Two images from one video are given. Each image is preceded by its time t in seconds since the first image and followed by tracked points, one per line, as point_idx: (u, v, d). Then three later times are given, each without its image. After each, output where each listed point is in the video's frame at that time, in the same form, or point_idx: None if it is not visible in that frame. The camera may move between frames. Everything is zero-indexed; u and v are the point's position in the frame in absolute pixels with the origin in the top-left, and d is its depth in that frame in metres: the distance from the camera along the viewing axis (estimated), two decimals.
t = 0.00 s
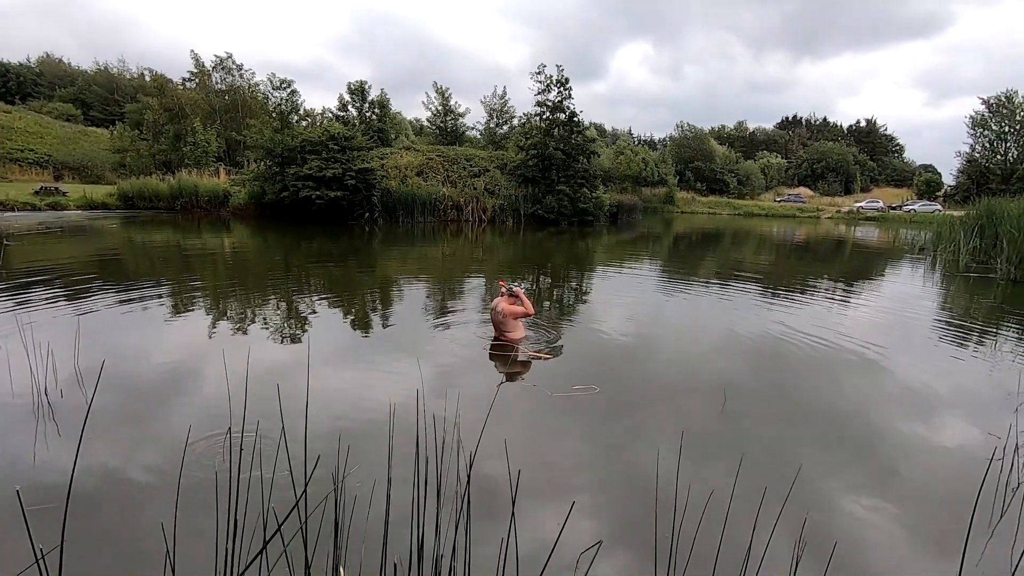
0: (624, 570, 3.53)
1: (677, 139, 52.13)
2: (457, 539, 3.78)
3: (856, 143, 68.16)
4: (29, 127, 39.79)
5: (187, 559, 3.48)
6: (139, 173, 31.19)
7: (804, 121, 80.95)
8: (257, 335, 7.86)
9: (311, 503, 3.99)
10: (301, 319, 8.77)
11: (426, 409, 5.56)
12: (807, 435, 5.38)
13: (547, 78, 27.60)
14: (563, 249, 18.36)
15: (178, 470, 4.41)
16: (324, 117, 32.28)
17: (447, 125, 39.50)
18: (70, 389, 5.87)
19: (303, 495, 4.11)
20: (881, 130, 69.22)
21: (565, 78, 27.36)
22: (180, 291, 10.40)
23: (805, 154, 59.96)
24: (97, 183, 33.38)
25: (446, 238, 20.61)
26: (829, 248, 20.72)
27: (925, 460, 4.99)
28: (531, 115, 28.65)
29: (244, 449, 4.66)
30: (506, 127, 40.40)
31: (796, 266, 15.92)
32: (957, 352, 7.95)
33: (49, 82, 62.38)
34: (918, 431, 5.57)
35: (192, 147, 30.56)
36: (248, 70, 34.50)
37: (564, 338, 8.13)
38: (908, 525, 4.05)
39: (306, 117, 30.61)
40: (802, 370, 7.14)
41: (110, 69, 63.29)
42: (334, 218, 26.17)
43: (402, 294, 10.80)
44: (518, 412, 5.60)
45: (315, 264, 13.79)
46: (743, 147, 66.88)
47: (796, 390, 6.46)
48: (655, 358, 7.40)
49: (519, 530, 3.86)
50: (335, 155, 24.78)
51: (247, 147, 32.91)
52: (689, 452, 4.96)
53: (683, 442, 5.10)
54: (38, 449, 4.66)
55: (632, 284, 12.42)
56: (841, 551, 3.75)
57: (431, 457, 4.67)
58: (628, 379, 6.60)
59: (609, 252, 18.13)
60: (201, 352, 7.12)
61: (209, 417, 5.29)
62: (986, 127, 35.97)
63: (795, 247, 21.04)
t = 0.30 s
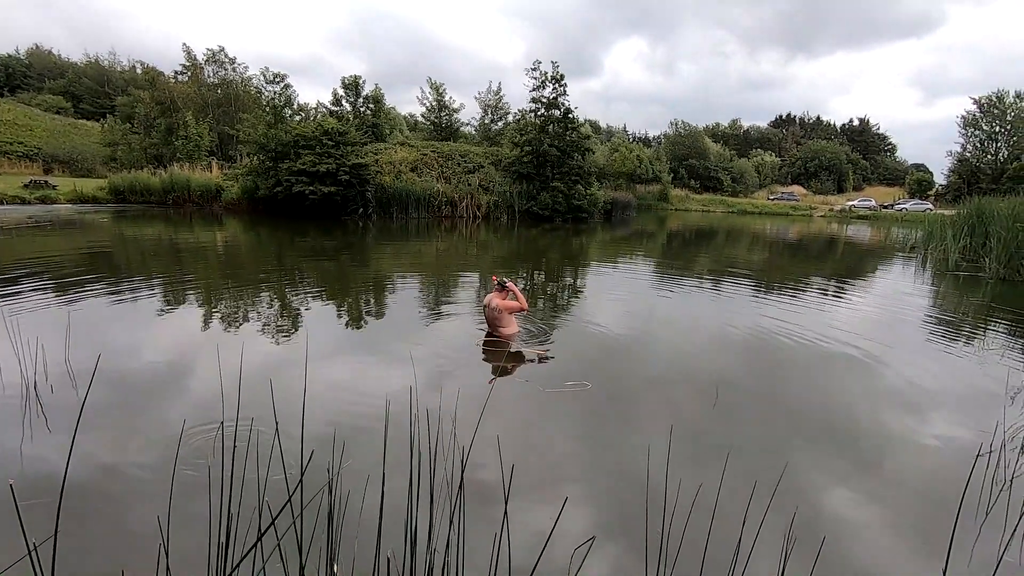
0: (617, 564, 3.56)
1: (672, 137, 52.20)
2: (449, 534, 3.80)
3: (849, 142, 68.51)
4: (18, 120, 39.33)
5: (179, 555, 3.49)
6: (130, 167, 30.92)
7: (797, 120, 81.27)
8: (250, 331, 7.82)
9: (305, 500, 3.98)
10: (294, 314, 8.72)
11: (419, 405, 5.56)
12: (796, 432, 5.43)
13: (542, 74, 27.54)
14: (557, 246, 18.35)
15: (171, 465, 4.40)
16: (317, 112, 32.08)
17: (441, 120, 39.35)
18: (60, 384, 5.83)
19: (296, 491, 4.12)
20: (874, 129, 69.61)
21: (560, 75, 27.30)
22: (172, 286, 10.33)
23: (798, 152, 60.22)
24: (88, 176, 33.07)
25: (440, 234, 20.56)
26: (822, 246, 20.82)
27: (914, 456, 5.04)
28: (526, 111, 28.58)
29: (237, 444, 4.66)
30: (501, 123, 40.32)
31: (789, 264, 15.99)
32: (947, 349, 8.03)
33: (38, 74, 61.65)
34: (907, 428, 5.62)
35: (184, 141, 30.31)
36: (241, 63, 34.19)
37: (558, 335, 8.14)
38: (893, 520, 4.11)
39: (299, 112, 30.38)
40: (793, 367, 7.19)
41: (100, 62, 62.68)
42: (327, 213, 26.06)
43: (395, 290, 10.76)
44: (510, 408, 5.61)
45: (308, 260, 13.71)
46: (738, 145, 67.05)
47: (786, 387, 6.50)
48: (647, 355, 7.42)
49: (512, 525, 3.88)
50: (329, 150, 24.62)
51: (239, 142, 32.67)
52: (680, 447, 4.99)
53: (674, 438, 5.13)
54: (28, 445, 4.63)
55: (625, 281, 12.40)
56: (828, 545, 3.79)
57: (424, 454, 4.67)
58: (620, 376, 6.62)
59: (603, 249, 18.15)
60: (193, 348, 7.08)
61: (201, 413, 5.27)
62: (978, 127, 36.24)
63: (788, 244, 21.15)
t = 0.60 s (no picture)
0: (611, 561, 3.58)
1: (667, 136, 52.31)
2: (445, 531, 3.82)
3: (843, 143, 68.87)
4: (8, 113, 38.93)
5: (174, 551, 3.49)
6: (122, 161, 30.67)
7: (792, 120, 81.63)
8: (244, 327, 7.79)
9: (300, 496, 3.98)
10: (288, 311, 8.69)
11: (415, 402, 5.56)
12: (789, 430, 5.47)
13: (539, 72, 27.53)
14: (552, 244, 18.35)
15: (166, 461, 4.38)
16: (313, 108, 31.92)
17: (437, 117, 39.25)
18: (52, 380, 5.79)
19: (292, 487, 4.12)
20: (868, 130, 70.05)
21: (557, 72, 27.30)
22: (165, 281, 10.26)
23: (793, 152, 60.47)
24: (79, 170, 32.78)
25: (435, 231, 20.52)
26: (815, 246, 20.96)
27: (904, 455, 5.10)
28: (522, 109, 28.56)
29: (233, 441, 4.65)
30: (497, 121, 40.26)
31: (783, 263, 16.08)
32: (938, 349, 8.11)
33: (30, 67, 61.07)
34: (898, 427, 5.67)
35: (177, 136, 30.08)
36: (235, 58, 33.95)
37: (552, 333, 8.16)
38: (884, 518, 4.15)
39: (294, 107, 30.21)
40: (786, 366, 7.24)
41: (93, 55, 62.13)
42: (322, 209, 25.96)
43: (390, 287, 10.74)
44: (505, 405, 5.63)
45: (302, 256, 13.65)
46: (733, 144, 67.23)
47: (779, 385, 6.55)
48: (641, 353, 7.45)
49: (507, 521, 3.89)
50: (324, 146, 24.50)
51: (233, 137, 32.47)
52: (674, 445, 5.02)
53: (668, 436, 5.16)
54: (20, 441, 4.60)
55: (620, 279, 12.39)
56: (819, 542, 3.84)
57: (419, 451, 4.68)
58: (615, 374, 6.64)
59: (598, 247, 18.18)
60: (186, 343, 7.05)
61: (196, 409, 5.26)
62: (971, 129, 36.54)
63: (782, 244, 21.26)
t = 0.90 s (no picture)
0: (607, 559, 3.59)
1: (665, 135, 52.37)
2: (442, 529, 3.82)
3: (840, 143, 69.12)
4: (4, 107, 38.71)
5: (170, 548, 3.48)
6: (118, 156, 30.53)
7: (790, 121, 81.87)
8: (240, 324, 7.76)
9: (297, 494, 3.98)
10: (285, 308, 8.67)
11: (411, 401, 5.56)
12: (785, 430, 5.49)
13: (537, 70, 27.52)
14: (550, 243, 18.36)
15: (162, 457, 4.37)
16: (311, 104, 31.81)
17: (435, 115, 39.21)
18: (46, 376, 5.76)
19: (289, 485, 4.11)
20: (865, 131, 70.34)
21: (555, 71, 27.29)
22: (161, 277, 10.22)
23: (790, 152, 60.61)
24: (75, 165, 32.61)
25: (432, 229, 20.49)
26: (812, 246, 21.04)
27: (900, 455, 5.13)
28: (520, 107, 28.55)
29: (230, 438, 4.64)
30: (495, 119, 40.23)
31: (780, 263, 16.13)
32: (933, 350, 8.16)
33: (26, 60, 60.74)
34: (893, 428, 5.70)
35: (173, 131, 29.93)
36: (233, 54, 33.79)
37: (549, 331, 8.16)
38: (879, 518, 4.17)
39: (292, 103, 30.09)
40: (782, 366, 7.26)
41: (89, 50, 61.84)
42: (319, 206, 25.90)
43: (387, 285, 10.72)
44: (503, 404, 5.63)
45: (299, 253, 13.62)
46: (731, 144, 67.32)
47: (776, 386, 6.57)
48: (639, 352, 7.46)
49: (504, 520, 3.90)
50: (321, 142, 24.45)
51: (230, 133, 32.34)
52: (672, 444, 5.03)
53: (665, 435, 5.18)
54: (14, 437, 4.58)
55: (618, 279, 12.38)
56: (816, 541, 3.86)
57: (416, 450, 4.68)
58: (612, 373, 6.65)
59: (595, 246, 18.18)
60: (182, 340, 7.02)
61: (192, 405, 5.24)
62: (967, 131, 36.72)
63: (779, 244, 21.33)
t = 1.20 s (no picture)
0: (607, 558, 3.59)
1: (665, 136, 52.39)
2: (443, 528, 3.82)
3: (840, 145, 69.26)
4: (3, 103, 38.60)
5: (171, 546, 3.47)
6: (117, 153, 30.45)
7: (789, 122, 82.00)
8: (239, 322, 7.74)
9: (297, 494, 3.97)
10: (284, 306, 8.65)
11: (411, 401, 5.55)
12: (785, 430, 5.51)
13: (538, 70, 27.53)
14: (549, 243, 18.37)
15: (162, 456, 4.36)
16: (310, 103, 31.77)
17: (435, 114, 39.19)
18: (45, 374, 5.74)
19: (290, 484, 4.11)
20: (864, 133, 70.51)
21: (555, 71, 27.31)
22: (160, 275, 10.19)
23: (789, 154, 60.69)
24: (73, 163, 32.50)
25: (432, 228, 20.48)
26: (811, 247, 21.09)
27: (899, 456, 5.14)
28: (520, 107, 28.56)
29: (230, 437, 4.64)
30: (495, 119, 40.25)
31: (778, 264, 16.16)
32: (931, 351, 8.19)
33: (25, 57, 60.57)
34: (893, 428, 5.72)
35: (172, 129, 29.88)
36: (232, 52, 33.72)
37: (548, 331, 8.16)
38: (878, 519, 4.18)
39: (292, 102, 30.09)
40: (781, 366, 7.28)
41: (88, 47, 61.69)
42: (318, 205, 25.87)
43: (386, 284, 10.70)
44: (503, 404, 5.63)
45: (299, 251, 13.60)
46: (730, 145, 67.39)
47: (775, 386, 6.58)
48: (638, 352, 7.46)
49: (505, 520, 3.90)
50: (321, 141, 24.41)
51: (230, 131, 32.29)
52: (672, 445, 5.04)
53: (666, 435, 5.18)
54: (13, 435, 4.56)
55: (617, 279, 12.40)
56: (816, 542, 3.87)
57: (416, 449, 4.68)
58: (612, 373, 6.66)
59: (594, 246, 18.20)
60: (181, 338, 7.00)
61: (192, 404, 5.23)
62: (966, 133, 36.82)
63: (777, 245, 21.39)
